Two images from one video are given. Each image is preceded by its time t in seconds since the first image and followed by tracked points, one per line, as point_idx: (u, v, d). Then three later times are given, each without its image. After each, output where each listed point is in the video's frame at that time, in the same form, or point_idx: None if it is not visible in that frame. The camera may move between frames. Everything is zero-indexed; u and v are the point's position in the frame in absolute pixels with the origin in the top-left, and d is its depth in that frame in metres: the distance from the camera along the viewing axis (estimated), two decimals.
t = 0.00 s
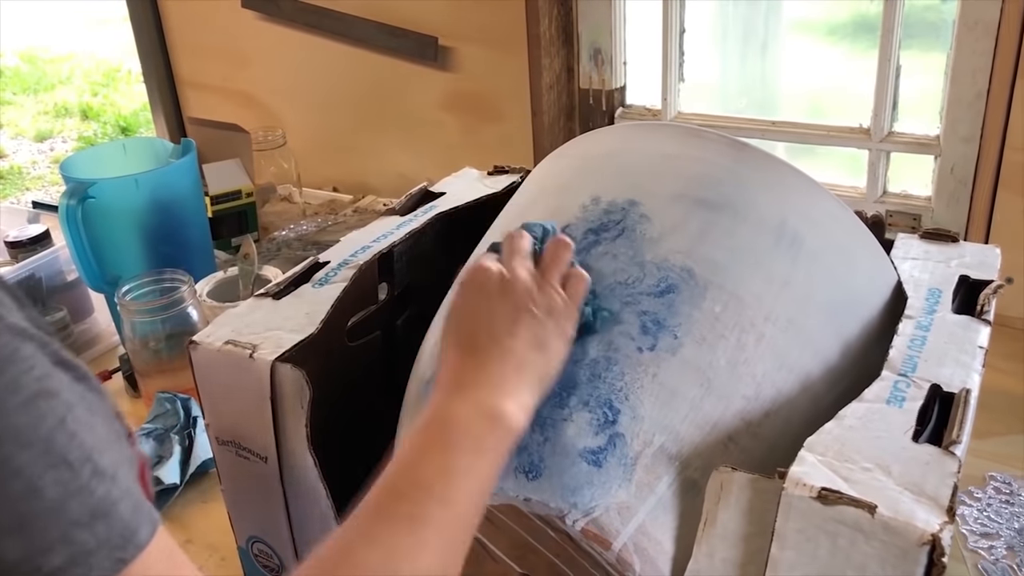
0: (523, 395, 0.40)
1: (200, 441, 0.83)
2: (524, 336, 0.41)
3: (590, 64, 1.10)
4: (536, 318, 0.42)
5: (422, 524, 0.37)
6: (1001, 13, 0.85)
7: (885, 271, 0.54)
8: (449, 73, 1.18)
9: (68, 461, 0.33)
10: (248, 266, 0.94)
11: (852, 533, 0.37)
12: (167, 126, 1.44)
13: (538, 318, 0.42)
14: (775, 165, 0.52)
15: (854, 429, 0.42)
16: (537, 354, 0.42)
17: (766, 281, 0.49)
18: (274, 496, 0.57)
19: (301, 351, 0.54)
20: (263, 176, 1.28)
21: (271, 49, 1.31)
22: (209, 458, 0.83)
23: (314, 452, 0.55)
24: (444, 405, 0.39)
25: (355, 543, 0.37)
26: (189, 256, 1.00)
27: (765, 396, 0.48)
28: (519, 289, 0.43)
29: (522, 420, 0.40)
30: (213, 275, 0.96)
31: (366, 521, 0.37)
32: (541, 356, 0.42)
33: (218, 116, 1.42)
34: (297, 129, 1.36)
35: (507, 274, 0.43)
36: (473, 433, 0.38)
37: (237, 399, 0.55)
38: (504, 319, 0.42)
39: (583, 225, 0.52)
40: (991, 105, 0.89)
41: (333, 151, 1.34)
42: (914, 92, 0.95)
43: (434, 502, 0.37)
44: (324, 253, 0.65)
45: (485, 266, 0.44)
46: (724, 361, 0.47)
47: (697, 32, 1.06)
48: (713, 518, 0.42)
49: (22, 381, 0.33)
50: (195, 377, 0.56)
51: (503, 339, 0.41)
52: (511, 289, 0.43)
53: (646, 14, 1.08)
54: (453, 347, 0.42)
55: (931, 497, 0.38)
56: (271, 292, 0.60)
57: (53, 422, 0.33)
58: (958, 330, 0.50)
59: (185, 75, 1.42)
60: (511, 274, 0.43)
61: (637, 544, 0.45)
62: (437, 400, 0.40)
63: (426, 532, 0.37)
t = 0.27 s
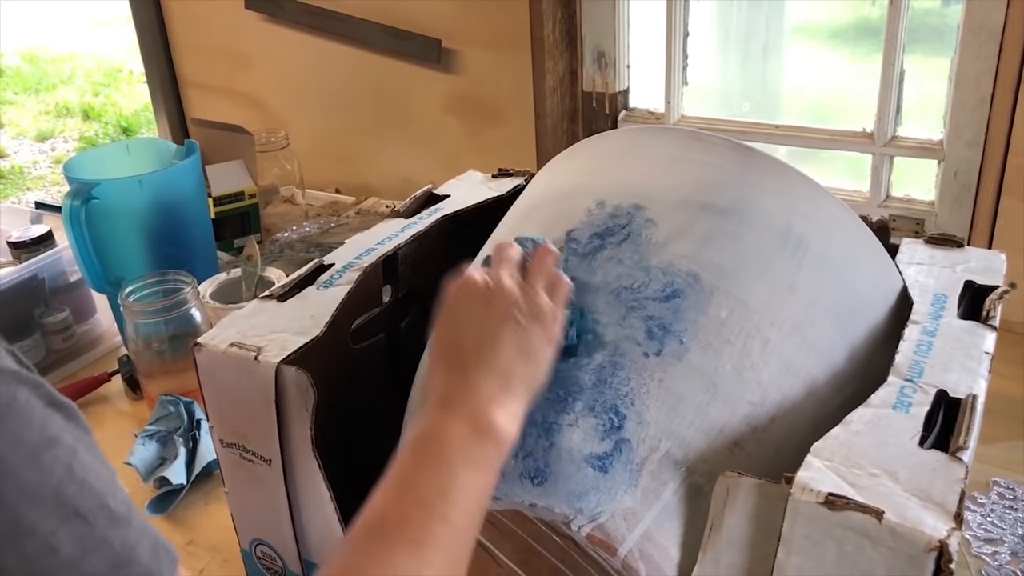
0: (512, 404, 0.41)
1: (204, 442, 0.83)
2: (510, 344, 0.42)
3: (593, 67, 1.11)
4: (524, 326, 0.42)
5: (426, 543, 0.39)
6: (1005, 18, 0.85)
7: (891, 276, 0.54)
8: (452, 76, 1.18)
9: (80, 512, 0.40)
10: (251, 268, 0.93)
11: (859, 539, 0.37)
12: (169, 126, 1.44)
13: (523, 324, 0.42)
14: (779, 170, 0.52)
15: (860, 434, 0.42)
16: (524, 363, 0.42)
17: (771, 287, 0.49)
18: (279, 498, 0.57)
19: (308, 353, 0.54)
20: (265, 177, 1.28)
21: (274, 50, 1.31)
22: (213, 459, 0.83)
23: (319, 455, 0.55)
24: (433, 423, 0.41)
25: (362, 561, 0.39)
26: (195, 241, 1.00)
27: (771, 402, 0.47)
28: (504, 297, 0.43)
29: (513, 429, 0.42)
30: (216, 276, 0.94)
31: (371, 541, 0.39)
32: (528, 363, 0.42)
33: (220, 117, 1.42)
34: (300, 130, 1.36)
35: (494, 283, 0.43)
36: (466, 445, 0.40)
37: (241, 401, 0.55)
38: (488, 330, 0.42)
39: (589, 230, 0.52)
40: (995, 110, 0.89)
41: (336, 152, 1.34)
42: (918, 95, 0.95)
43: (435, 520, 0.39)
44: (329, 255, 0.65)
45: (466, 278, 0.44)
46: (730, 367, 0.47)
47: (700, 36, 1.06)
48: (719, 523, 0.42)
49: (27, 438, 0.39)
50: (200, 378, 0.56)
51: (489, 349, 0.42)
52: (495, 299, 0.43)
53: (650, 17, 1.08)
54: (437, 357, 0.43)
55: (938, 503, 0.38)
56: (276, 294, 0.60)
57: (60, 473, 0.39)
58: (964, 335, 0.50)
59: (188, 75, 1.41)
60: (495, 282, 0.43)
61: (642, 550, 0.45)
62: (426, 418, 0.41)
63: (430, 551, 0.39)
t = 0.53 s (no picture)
0: (488, 398, 0.39)
1: (207, 442, 0.83)
2: (488, 334, 0.39)
3: (598, 69, 1.11)
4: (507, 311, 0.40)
5: (411, 551, 0.38)
6: (1012, 22, 0.84)
7: (898, 279, 0.53)
8: (455, 77, 1.18)
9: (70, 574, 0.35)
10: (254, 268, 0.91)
11: (869, 544, 0.37)
12: (172, 124, 1.43)
13: (503, 315, 0.40)
14: (786, 172, 0.52)
15: (870, 439, 0.41)
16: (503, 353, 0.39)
17: (778, 289, 0.48)
18: (283, 500, 0.57)
19: (312, 354, 0.54)
20: (269, 177, 1.28)
21: (276, 50, 1.31)
22: (216, 459, 0.82)
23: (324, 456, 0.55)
24: (408, 424, 0.39)
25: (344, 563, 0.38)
26: (197, 237, 0.99)
27: (777, 405, 0.47)
28: (479, 281, 0.40)
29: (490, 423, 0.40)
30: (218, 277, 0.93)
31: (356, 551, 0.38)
32: (506, 354, 0.40)
33: (223, 116, 1.42)
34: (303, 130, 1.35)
35: (471, 264, 0.40)
36: (443, 448, 0.38)
37: (246, 402, 0.55)
38: (464, 317, 0.39)
39: (595, 232, 0.52)
40: (1001, 114, 0.88)
41: (339, 153, 1.34)
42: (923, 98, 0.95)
43: (420, 528, 0.38)
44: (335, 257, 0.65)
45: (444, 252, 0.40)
46: (737, 369, 0.47)
47: (705, 38, 1.06)
48: (727, 528, 0.42)
49: (18, 501, 0.34)
50: (205, 378, 0.56)
51: (465, 341, 0.39)
52: (467, 286, 0.39)
53: (654, 19, 1.07)
54: (409, 346, 0.40)
55: (949, 509, 0.37)
56: (282, 295, 0.60)
57: (57, 538, 0.35)
58: (973, 339, 0.50)
59: (191, 75, 1.42)
60: (475, 264, 0.40)
61: (649, 553, 0.45)
62: (398, 417, 0.39)
63: (419, 559, 0.38)
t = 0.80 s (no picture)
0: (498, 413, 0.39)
1: (211, 442, 0.82)
2: (507, 350, 0.38)
3: (602, 71, 1.10)
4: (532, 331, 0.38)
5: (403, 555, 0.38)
6: (1018, 27, 0.84)
7: (907, 283, 0.53)
8: (459, 78, 1.17)
9: None
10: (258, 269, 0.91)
11: (878, 549, 0.37)
12: (175, 125, 1.43)
13: (527, 328, 0.38)
14: (792, 174, 0.52)
15: (879, 443, 0.41)
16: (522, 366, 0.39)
17: (788, 293, 0.48)
18: (287, 501, 0.56)
19: (317, 356, 0.54)
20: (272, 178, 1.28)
21: (279, 50, 1.31)
22: (219, 459, 0.82)
23: (329, 458, 0.55)
24: (415, 428, 0.39)
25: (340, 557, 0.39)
26: (199, 234, 0.99)
27: (787, 409, 0.47)
28: (509, 294, 0.38)
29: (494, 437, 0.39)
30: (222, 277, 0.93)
31: (347, 555, 0.39)
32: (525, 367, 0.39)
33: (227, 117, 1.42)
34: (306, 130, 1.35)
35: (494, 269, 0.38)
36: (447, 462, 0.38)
37: (251, 402, 0.55)
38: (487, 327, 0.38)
39: (603, 234, 0.52)
40: (1006, 119, 0.88)
41: (342, 154, 1.33)
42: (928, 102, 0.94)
43: (408, 532, 0.38)
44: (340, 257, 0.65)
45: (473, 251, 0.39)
46: (747, 373, 0.47)
47: (710, 41, 1.05)
48: (735, 532, 0.42)
49: None
50: (210, 379, 0.56)
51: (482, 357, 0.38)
52: (497, 290, 0.38)
53: (659, 22, 1.07)
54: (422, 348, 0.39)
55: (960, 514, 0.37)
56: (287, 295, 0.60)
57: None
58: (981, 344, 0.49)
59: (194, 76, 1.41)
60: (504, 270, 0.38)
61: (657, 557, 0.45)
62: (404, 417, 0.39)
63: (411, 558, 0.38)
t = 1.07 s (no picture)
0: (438, 468, 0.44)
1: (211, 456, 0.82)
2: (443, 408, 0.44)
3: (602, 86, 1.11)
4: (464, 386, 0.44)
5: None
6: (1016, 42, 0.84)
7: (906, 299, 0.54)
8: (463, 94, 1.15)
9: None
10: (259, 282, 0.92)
11: (884, 566, 0.37)
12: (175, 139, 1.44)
13: (458, 387, 0.44)
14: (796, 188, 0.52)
15: (883, 459, 0.41)
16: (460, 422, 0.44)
17: (791, 309, 0.48)
18: (289, 516, 0.56)
19: (321, 370, 0.54)
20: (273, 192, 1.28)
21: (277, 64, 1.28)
22: (219, 474, 0.82)
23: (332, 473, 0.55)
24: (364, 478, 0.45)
25: None
26: (199, 247, 0.99)
27: (789, 425, 0.47)
28: (438, 354, 0.44)
29: (442, 493, 0.45)
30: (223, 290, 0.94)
31: None
32: (465, 422, 0.44)
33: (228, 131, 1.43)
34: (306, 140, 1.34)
35: (425, 331, 0.45)
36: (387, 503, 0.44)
37: (254, 417, 0.55)
38: (424, 385, 0.44)
39: (605, 248, 0.52)
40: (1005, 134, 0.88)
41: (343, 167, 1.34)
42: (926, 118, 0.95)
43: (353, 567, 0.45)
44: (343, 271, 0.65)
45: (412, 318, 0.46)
46: (749, 389, 0.47)
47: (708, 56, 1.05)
48: (740, 547, 0.42)
49: None
50: (212, 393, 0.56)
51: (422, 412, 0.44)
52: (427, 350, 0.45)
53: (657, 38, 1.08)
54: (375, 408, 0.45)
55: (965, 531, 0.37)
56: (290, 309, 0.60)
57: None
58: (984, 360, 0.49)
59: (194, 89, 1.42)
60: (436, 331, 0.45)
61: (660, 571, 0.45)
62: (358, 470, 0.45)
63: None
